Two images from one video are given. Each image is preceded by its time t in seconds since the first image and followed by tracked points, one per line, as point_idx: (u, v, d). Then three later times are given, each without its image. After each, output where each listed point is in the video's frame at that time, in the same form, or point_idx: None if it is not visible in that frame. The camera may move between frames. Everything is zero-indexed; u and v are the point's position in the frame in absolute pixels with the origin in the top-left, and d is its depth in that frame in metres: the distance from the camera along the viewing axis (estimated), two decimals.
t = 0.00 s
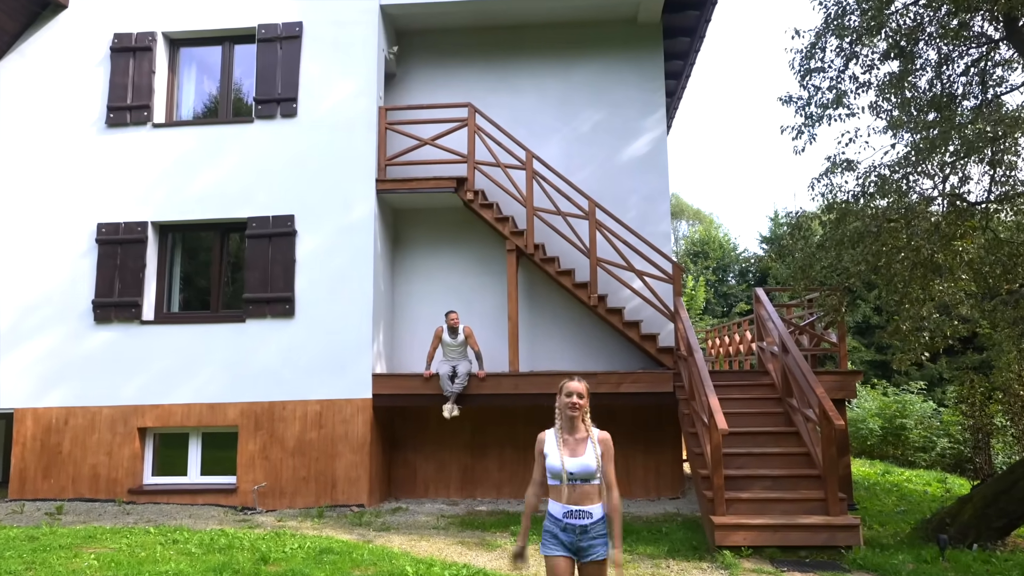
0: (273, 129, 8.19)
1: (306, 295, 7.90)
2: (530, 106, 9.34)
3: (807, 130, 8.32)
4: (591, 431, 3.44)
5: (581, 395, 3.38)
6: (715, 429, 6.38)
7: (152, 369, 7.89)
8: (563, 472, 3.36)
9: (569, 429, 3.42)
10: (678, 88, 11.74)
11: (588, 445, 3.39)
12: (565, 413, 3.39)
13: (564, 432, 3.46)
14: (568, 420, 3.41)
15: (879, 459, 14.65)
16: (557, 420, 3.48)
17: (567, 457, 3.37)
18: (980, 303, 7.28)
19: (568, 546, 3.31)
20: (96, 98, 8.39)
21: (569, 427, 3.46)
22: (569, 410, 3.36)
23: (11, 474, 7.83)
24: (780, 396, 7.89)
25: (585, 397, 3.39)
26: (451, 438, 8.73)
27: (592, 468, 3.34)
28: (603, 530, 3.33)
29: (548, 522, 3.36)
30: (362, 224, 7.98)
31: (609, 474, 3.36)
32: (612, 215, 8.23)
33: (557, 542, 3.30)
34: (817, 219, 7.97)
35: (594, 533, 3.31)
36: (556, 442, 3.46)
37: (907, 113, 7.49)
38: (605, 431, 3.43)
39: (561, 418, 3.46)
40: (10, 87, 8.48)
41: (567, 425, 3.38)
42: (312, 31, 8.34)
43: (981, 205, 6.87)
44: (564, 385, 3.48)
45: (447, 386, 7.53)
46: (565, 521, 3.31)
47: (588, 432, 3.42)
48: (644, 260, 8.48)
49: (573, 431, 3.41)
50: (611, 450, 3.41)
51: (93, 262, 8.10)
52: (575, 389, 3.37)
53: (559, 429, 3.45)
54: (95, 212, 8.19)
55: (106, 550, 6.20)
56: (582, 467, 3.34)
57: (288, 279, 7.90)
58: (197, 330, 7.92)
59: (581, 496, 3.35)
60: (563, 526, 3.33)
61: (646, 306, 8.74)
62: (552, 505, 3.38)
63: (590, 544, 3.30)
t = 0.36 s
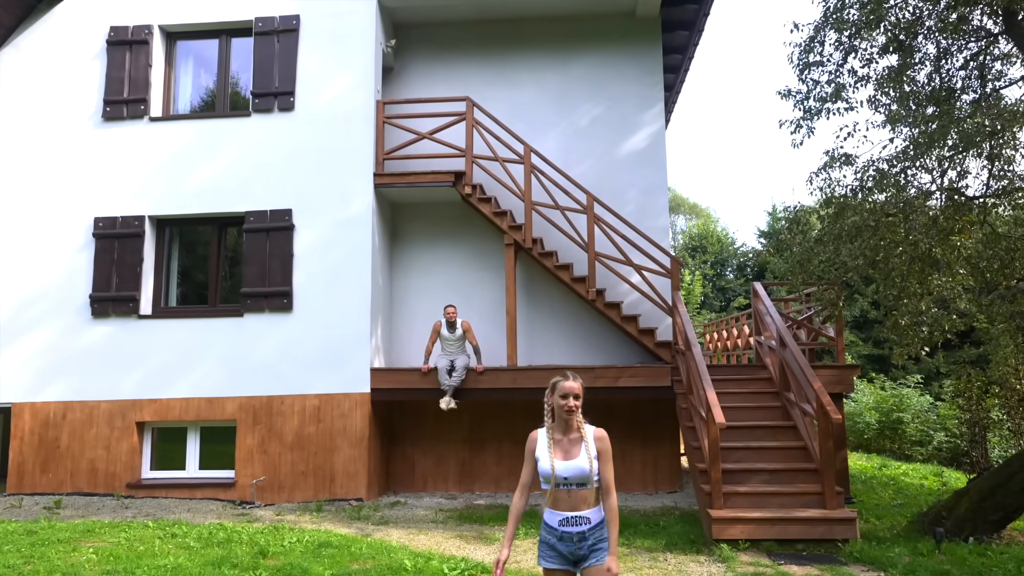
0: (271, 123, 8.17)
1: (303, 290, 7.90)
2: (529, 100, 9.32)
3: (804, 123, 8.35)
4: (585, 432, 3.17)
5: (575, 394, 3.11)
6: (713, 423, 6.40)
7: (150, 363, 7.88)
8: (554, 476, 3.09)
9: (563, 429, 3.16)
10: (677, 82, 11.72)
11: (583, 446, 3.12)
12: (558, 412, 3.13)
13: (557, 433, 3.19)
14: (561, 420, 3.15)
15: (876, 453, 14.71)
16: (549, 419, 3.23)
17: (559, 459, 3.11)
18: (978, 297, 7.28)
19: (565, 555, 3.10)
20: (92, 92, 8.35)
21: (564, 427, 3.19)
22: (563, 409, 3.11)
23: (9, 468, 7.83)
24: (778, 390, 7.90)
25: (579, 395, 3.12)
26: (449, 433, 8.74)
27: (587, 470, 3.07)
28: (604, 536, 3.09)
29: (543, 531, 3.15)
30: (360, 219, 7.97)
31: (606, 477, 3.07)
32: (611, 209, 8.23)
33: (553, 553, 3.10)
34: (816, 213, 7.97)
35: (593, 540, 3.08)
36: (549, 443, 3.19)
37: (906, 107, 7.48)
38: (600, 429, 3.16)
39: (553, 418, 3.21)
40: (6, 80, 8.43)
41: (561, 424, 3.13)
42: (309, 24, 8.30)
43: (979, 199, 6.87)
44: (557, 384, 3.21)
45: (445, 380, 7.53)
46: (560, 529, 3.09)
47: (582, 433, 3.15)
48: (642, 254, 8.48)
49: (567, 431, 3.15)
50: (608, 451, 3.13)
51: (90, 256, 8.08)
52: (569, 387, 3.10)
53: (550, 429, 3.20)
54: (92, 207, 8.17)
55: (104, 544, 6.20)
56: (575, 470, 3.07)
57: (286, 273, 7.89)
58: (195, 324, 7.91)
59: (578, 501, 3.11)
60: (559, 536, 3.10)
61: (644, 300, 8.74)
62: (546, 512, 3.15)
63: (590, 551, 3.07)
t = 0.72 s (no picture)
0: (268, 119, 8.11)
1: (301, 287, 7.85)
2: (528, 95, 9.26)
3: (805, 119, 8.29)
4: (603, 437, 2.88)
5: (596, 398, 2.87)
6: (713, 420, 6.35)
7: (146, 361, 7.83)
8: (561, 480, 2.86)
9: (579, 432, 2.90)
10: (677, 77, 11.66)
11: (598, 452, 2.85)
12: (576, 415, 2.89)
13: (572, 436, 2.92)
14: (578, 423, 2.89)
15: (877, 451, 14.68)
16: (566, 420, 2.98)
17: (569, 463, 2.87)
18: (980, 293, 7.26)
19: (565, 568, 2.84)
20: (88, 87, 8.29)
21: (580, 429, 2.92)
22: (582, 413, 2.86)
23: (5, 467, 7.78)
24: (778, 387, 7.84)
25: (600, 401, 2.87)
26: (447, 430, 8.69)
27: (598, 479, 2.80)
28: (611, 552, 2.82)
29: (546, 539, 2.91)
30: (358, 215, 7.92)
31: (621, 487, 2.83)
32: (610, 206, 8.17)
33: (553, 563, 2.86)
34: (817, 209, 7.90)
35: (596, 553, 2.81)
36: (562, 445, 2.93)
37: (907, 102, 7.45)
38: (619, 436, 2.87)
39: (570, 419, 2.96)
40: None
41: (578, 427, 2.88)
42: (306, 19, 8.24)
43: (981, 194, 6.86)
44: (578, 383, 2.94)
45: (443, 377, 7.48)
46: (562, 539, 2.84)
47: (599, 439, 2.88)
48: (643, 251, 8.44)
49: (582, 435, 2.88)
50: (626, 461, 2.85)
51: (85, 253, 8.03)
52: (589, 390, 2.88)
53: (564, 429, 2.94)
54: (88, 203, 8.11)
55: (100, 543, 6.16)
56: (585, 477, 2.81)
57: (283, 270, 7.84)
58: (191, 321, 7.86)
59: (585, 511, 2.84)
60: (561, 545, 2.86)
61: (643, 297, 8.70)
62: (550, 519, 2.90)
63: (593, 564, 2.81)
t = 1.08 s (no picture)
0: (262, 112, 8.00)
1: (296, 282, 7.74)
2: (526, 89, 9.16)
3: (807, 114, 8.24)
4: (604, 442, 2.73)
5: (599, 400, 2.70)
6: (712, 418, 6.27)
7: (139, 357, 7.73)
8: (560, 486, 2.76)
9: (579, 435, 2.77)
10: (676, 71, 11.56)
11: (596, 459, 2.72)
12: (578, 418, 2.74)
13: (573, 439, 2.80)
14: (579, 426, 2.75)
15: (877, 449, 14.62)
16: (567, 421, 2.84)
17: (569, 467, 2.77)
18: (982, 291, 7.06)
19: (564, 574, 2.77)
20: (78, 79, 8.17)
21: (581, 433, 2.79)
22: (583, 417, 2.71)
23: None
24: (778, 385, 7.76)
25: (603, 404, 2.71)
26: (444, 428, 8.60)
27: (596, 487, 2.69)
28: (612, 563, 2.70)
29: (547, 542, 2.85)
30: (353, 209, 7.81)
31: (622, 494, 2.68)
32: (609, 201, 8.07)
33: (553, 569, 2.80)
34: (818, 204, 7.78)
35: (596, 561, 2.72)
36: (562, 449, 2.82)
37: (910, 96, 7.35)
38: (621, 440, 2.71)
39: (571, 420, 2.82)
40: None
41: (578, 431, 2.75)
42: (301, 10, 8.13)
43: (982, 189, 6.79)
44: (579, 384, 2.78)
45: (439, 373, 7.39)
46: (561, 544, 2.77)
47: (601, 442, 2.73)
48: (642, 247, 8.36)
49: (583, 438, 2.76)
50: (628, 466, 2.69)
51: (77, 248, 7.92)
52: (590, 393, 2.70)
53: (566, 431, 2.81)
54: (79, 198, 7.99)
55: (92, 542, 6.06)
56: (580, 485, 2.70)
57: (278, 266, 7.74)
58: (184, 317, 7.76)
59: (585, 518, 2.74)
60: (561, 549, 2.79)
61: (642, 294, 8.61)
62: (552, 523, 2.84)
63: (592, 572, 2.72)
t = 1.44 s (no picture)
0: (257, 105, 7.92)
1: (292, 278, 7.68)
2: (525, 83, 9.08)
3: (808, 108, 8.18)
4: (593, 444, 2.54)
5: (583, 401, 2.51)
6: (712, 415, 6.21)
7: (133, 352, 7.67)
8: (550, 496, 2.56)
9: (568, 440, 2.58)
10: (677, 65, 11.47)
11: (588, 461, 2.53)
12: (563, 422, 2.56)
13: (562, 444, 2.61)
14: (565, 429, 2.56)
15: (877, 446, 14.61)
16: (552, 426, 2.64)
17: (558, 476, 2.57)
18: (980, 288, 7.05)
19: None
20: (72, 72, 8.08)
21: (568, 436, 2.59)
22: (568, 421, 2.53)
23: None
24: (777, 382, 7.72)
25: (588, 404, 2.52)
26: (441, 424, 8.56)
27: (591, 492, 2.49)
28: None
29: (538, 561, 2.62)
30: (350, 204, 7.74)
31: (611, 490, 2.46)
32: (608, 197, 8.00)
33: None
34: (819, 201, 7.70)
35: None
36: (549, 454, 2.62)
37: (912, 92, 7.29)
38: (609, 434, 2.51)
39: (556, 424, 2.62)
40: None
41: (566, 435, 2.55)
42: (297, 3, 8.04)
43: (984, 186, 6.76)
44: (561, 384, 2.59)
45: (437, 370, 7.34)
46: (556, 563, 2.54)
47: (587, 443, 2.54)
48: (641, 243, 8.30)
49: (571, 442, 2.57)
50: (617, 462, 2.50)
51: (70, 243, 7.84)
52: (573, 394, 2.51)
53: (551, 438, 2.62)
54: (73, 191, 7.92)
55: (86, 538, 6.00)
56: (576, 491, 2.51)
57: (274, 261, 7.67)
58: (179, 313, 7.70)
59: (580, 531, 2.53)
60: (554, 569, 2.57)
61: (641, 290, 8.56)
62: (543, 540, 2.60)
63: None
